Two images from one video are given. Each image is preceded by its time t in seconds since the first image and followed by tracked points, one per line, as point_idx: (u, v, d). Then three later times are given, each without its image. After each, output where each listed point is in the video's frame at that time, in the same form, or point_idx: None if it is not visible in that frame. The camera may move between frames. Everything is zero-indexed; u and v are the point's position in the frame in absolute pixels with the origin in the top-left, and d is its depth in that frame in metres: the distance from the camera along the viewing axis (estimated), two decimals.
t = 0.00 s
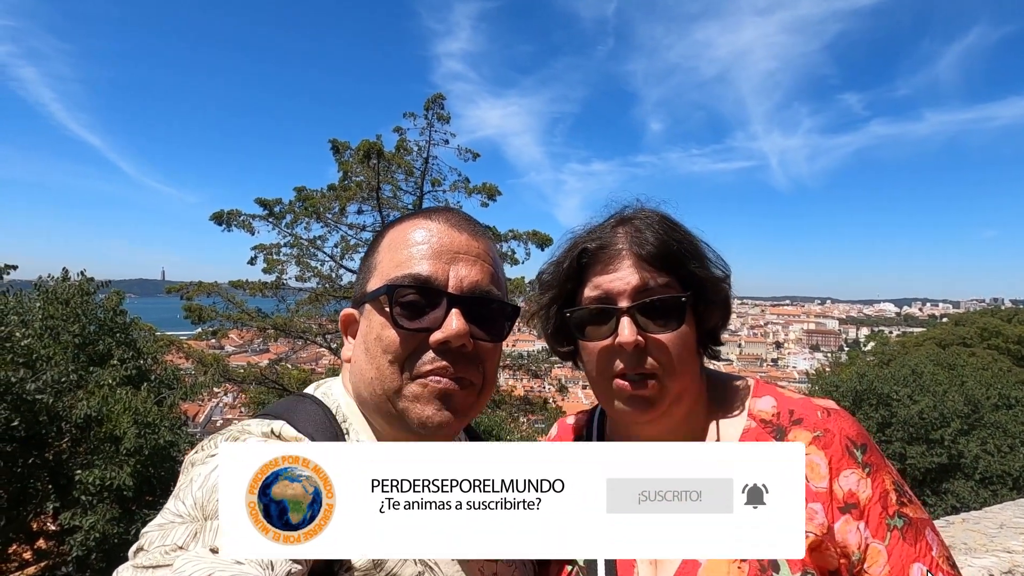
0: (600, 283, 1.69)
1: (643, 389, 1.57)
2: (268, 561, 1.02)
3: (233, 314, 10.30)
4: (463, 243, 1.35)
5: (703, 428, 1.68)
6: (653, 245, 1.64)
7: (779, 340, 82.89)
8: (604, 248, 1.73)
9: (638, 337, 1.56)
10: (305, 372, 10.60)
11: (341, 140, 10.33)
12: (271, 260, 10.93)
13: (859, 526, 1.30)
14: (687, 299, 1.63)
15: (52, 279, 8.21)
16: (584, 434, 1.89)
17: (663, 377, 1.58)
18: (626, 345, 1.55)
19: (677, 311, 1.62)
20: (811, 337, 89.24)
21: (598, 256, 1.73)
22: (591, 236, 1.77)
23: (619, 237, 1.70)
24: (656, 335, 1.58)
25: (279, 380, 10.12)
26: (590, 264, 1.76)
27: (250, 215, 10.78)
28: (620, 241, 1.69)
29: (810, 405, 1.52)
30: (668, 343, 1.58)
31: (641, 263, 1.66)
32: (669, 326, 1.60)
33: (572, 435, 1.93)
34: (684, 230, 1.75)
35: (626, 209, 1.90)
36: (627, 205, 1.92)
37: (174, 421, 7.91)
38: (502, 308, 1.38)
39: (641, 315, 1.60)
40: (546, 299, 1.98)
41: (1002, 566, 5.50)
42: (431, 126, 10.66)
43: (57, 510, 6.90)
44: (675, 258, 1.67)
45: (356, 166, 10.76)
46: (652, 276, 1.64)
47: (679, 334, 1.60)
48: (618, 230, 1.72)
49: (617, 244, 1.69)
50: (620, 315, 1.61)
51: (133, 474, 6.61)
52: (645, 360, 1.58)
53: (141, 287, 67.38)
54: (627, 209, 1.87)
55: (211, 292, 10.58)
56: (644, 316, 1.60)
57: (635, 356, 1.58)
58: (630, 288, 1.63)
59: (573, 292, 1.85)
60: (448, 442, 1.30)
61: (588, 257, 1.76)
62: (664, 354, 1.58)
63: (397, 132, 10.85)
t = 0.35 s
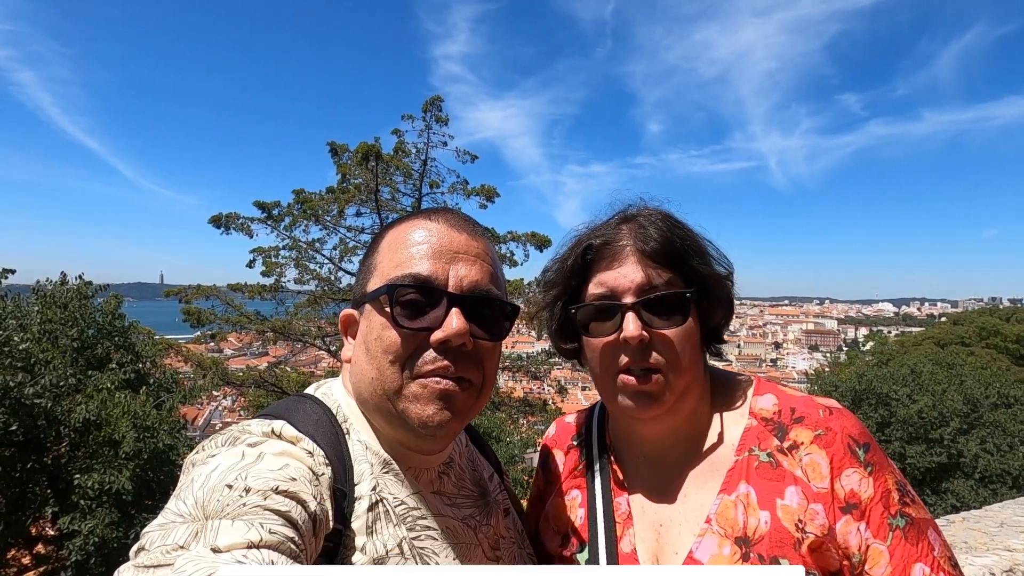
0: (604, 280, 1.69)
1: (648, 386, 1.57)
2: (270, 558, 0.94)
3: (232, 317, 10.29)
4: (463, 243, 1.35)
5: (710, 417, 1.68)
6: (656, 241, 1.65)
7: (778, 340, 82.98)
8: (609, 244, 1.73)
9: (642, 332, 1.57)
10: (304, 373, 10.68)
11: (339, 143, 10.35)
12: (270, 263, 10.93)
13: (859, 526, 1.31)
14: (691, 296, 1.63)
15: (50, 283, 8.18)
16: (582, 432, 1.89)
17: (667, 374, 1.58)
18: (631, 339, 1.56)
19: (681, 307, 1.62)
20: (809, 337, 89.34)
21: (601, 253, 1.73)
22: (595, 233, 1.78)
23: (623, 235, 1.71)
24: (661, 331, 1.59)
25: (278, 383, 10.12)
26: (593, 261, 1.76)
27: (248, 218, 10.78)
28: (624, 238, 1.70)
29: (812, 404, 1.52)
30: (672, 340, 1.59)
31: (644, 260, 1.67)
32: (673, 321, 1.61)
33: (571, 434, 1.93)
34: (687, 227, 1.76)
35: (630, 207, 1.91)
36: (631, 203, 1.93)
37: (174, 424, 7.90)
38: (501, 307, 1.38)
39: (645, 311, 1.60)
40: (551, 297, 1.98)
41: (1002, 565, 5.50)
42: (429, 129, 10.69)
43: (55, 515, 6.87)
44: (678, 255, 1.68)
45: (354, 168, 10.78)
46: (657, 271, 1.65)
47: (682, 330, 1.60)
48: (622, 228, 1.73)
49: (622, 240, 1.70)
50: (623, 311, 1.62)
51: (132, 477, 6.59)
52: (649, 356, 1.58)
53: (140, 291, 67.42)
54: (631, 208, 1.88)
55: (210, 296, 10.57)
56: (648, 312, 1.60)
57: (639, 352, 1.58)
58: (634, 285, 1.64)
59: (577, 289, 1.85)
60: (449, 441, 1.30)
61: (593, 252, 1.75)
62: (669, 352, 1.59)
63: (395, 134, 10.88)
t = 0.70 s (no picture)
0: (603, 276, 1.70)
1: (648, 378, 1.56)
2: (272, 559, 0.96)
3: (230, 316, 10.28)
4: (461, 242, 1.36)
5: (711, 413, 1.70)
6: (655, 238, 1.68)
7: (775, 342, 83.15)
8: (607, 241, 1.76)
9: (641, 325, 1.57)
10: (302, 374, 10.46)
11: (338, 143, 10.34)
12: (268, 263, 10.92)
13: (860, 524, 1.31)
14: (688, 288, 1.63)
15: (47, 282, 8.14)
16: (584, 433, 1.90)
17: (668, 365, 1.58)
18: (630, 332, 1.55)
19: (678, 300, 1.62)
20: (807, 338, 89.50)
21: (600, 250, 1.75)
22: (594, 231, 1.80)
23: (622, 233, 1.72)
24: (662, 322, 1.59)
25: (276, 383, 10.11)
26: (592, 258, 1.78)
27: (247, 217, 10.77)
28: (623, 236, 1.72)
29: (812, 408, 1.53)
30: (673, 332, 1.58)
31: (642, 255, 1.68)
32: (671, 313, 1.60)
33: (573, 435, 1.94)
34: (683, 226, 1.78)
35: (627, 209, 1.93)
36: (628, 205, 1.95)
37: (171, 423, 7.88)
38: (501, 302, 1.40)
39: (644, 304, 1.60)
40: (550, 297, 1.99)
41: (998, 567, 5.52)
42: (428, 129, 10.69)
43: (52, 514, 6.85)
44: (675, 251, 1.70)
45: (352, 168, 10.77)
46: (652, 264, 1.66)
47: (682, 322, 1.60)
48: (620, 227, 1.74)
49: (619, 237, 1.72)
50: (622, 304, 1.62)
51: (129, 477, 6.58)
52: (649, 348, 1.57)
53: (138, 290, 67.31)
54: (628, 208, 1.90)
55: (208, 295, 10.56)
56: (646, 304, 1.61)
57: (638, 345, 1.58)
58: (632, 280, 1.64)
59: (576, 287, 1.85)
60: (451, 435, 1.30)
61: (592, 249, 1.78)
62: (670, 344, 1.58)
63: (394, 134, 10.87)
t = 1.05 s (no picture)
0: (603, 274, 1.70)
1: (641, 375, 1.55)
2: (273, 561, 0.95)
3: (233, 316, 10.30)
4: (465, 243, 1.36)
5: (711, 412, 1.70)
6: (657, 238, 1.68)
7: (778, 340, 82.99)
8: (610, 240, 1.76)
9: (634, 321, 1.57)
10: (304, 373, 10.40)
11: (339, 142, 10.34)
12: (270, 262, 10.94)
13: (861, 517, 1.31)
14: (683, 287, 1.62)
15: (51, 281, 8.15)
16: (585, 430, 1.89)
17: (663, 363, 1.56)
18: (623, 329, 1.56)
19: (674, 297, 1.61)
20: (809, 336, 89.35)
21: (603, 247, 1.75)
22: (599, 230, 1.80)
23: (625, 233, 1.73)
24: (657, 319, 1.58)
25: (279, 382, 10.12)
26: (595, 256, 1.79)
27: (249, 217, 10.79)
28: (626, 237, 1.72)
29: (811, 407, 1.53)
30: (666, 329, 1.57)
31: (643, 254, 1.68)
32: (666, 311, 1.59)
33: (574, 432, 1.94)
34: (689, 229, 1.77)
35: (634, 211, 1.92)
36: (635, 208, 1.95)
37: (174, 422, 7.90)
38: (504, 305, 1.40)
39: (640, 302, 1.60)
40: (555, 294, 1.99)
41: (1001, 565, 5.51)
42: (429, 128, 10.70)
43: (56, 513, 6.87)
44: (678, 251, 1.69)
45: (354, 168, 10.76)
46: (653, 265, 1.66)
47: (678, 320, 1.59)
48: (625, 228, 1.75)
49: (621, 237, 1.72)
50: (618, 300, 1.62)
51: (133, 476, 6.60)
52: (642, 345, 1.56)
53: (142, 290, 67.58)
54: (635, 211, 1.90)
55: (211, 294, 10.57)
56: (640, 301, 1.60)
57: (630, 341, 1.57)
58: (630, 277, 1.64)
59: (580, 283, 1.86)
60: (452, 436, 1.31)
61: (595, 247, 1.78)
62: (662, 341, 1.57)
63: (396, 133, 10.87)
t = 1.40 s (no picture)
0: (615, 279, 1.68)
1: (661, 380, 1.56)
2: (270, 560, 0.95)
3: (237, 321, 10.33)
4: (468, 246, 1.36)
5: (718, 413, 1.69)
6: (668, 241, 1.66)
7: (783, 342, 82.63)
8: (619, 243, 1.74)
9: (654, 328, 1.56)
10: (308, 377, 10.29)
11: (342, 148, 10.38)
12: (274, 268, 10.98)
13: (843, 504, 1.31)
14: (701, 293, 1.62)
15: (57, 288, 8.16)
16: (590, 429, 1.89)
17: (680, 369, 1.58)
18: (642, 335, 1.55)
19: (690, 303, 1.60)
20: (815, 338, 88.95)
21: (613, 251, 1.73)
22: (608, 232, 1.78)
23: (634, 234, 1.71)
24: (674, 326, 1.57)
25: (282, 387, 10.13)
26: (604, 261, 1.76)
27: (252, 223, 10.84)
28: (636, 237, 1.70)
29: (814, 401, 1.52)
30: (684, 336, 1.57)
31: (654, 258, 1.67)
32: (683, 318, 1.59)
33: (579, 432, 1.93)
34: (697, 229, 1.76)
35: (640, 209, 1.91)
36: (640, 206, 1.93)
37: (179, 428, 7.92)
38: (505, 309, 1.39)
39: (657, 308, 1.59)
40: (562, 296, 1.97)
41: (1009, 567, 5.46)
42: (431, 132, 10.74)
43: (62, 519, 6.89)
44: (688, 255, 1.68)
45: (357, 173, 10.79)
46: (664, 269, 1.64)
47: (694, 326, 1.59)
48: (633, 228, 1.73)
49: (632, 239, 1.70)
50: (635, 307, 1.61)
51: (138, 482, 6.62)
52: (663, 352, 1.57)
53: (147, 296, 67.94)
54: (641, 208, 1.88)
55: (215, 300, 10.61)
56: (658, 308, 1.60)
57: (650, 347, 1.57)
58: (645, 283, 1.63)
59: (588, 287, 1.84)
60: (452, 442, 1.30)
61: (604, 251, 1.75)
62: (681, 346, 1.58)
63: (398, 138, 10.91)
